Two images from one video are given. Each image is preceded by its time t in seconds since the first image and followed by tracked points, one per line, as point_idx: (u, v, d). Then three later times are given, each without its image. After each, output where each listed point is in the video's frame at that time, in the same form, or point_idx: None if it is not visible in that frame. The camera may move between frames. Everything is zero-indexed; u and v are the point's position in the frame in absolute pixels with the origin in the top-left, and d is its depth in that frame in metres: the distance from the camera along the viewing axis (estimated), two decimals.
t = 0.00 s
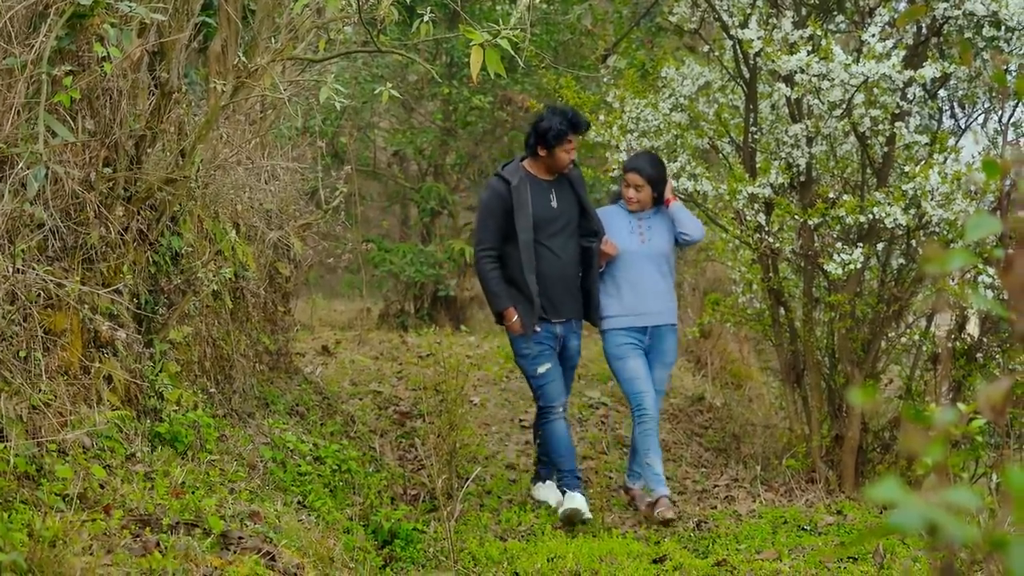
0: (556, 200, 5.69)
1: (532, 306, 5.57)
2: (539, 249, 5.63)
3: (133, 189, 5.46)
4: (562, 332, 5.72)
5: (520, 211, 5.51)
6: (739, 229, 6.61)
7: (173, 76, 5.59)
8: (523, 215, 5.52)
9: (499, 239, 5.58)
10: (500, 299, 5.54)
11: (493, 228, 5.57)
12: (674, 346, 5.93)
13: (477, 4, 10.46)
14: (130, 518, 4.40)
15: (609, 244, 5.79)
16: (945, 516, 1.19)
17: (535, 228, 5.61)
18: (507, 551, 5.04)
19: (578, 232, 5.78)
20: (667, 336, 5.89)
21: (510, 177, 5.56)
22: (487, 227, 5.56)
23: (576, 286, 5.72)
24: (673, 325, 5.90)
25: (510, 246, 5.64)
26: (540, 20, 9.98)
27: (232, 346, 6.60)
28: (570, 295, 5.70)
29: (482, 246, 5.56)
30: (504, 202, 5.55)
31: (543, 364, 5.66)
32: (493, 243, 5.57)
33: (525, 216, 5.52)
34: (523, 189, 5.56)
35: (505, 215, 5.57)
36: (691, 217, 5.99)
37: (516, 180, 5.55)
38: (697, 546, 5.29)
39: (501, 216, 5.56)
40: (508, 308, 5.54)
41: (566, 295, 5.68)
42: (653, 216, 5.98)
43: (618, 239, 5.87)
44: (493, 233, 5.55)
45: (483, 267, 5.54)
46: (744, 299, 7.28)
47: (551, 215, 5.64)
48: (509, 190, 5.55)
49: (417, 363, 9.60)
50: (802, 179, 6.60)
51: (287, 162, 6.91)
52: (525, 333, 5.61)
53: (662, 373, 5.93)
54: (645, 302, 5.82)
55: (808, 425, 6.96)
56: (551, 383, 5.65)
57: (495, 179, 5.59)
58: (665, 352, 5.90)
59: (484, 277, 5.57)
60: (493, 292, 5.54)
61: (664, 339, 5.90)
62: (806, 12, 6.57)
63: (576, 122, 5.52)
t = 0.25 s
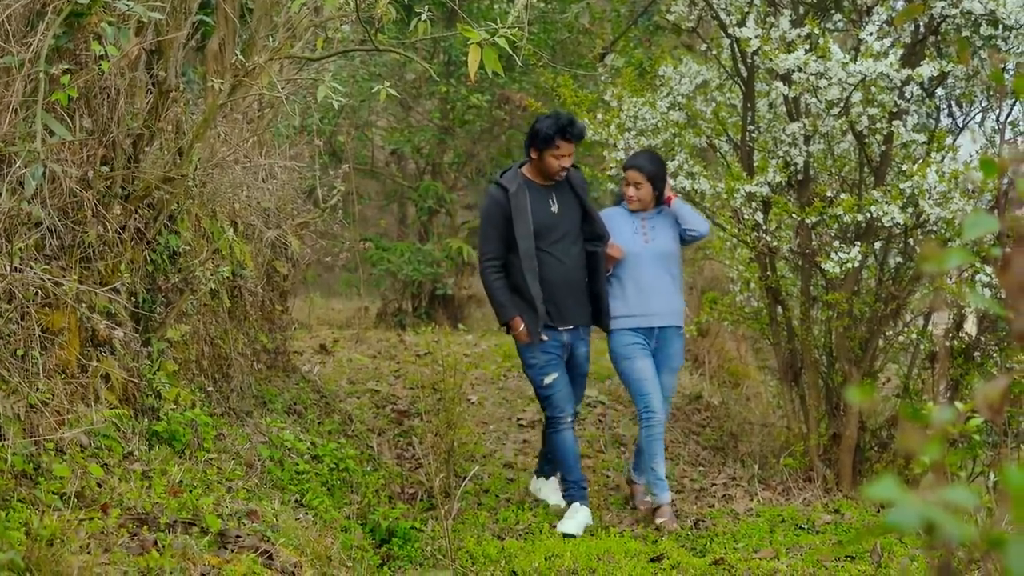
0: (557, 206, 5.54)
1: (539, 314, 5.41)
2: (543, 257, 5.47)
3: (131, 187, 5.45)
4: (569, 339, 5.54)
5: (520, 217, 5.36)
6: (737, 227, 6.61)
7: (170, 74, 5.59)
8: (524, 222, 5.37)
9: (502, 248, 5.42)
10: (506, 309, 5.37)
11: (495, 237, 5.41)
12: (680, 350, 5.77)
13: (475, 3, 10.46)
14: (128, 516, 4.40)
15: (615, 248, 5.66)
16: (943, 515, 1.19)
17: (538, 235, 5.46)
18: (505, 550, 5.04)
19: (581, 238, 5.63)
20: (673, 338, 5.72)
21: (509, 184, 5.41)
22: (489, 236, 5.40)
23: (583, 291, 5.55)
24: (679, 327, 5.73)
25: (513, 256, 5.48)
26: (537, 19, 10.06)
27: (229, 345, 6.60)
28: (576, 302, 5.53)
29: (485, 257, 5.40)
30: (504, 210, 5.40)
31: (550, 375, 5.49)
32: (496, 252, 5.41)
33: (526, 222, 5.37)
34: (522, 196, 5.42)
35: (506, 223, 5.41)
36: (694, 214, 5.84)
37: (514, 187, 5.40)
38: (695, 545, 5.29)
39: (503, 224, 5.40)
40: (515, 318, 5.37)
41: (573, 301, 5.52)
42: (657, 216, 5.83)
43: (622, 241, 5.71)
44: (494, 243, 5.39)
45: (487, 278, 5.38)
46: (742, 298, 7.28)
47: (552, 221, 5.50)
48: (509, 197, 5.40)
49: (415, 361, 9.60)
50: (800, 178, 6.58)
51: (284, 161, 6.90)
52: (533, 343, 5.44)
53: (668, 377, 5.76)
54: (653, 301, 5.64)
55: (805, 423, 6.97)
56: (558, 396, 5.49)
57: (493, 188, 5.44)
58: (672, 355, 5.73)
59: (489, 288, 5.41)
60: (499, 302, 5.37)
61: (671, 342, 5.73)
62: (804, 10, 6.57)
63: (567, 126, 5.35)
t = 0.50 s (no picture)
0: (558, 202, 5.46)
1: (538, 313, 5.33)
2: (543, 254, 5.39)
3: (128, 186, 5.45)
4: (571, 337, 5.46)
5: (519, 214, 5.28)
6: (733, 226, 6.61)
7: (167, 74, 5.57)
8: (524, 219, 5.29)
9: (502, 245, 5.35)
10: (505, 308, 5.30)
11: (495, 235, 5.34)
12: (685, 345, 5.70)
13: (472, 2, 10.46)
14: (125, 516, 4.40)
15: (617, 244, 5.58)
16: (939, 514, 1.19)
17: (538, 232, 5.38)
18: (501, 549, 5.05)
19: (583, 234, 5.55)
20: (678, 335, 5.66)
21: (509, 181, 5.34)
22: (488, 233, 5.33)
23: (584, 289, 5.48)
24: (684, 323, 5.67)
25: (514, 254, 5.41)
26: (534, 18, 10.10)
27: (227, 344, 6.60)
28: (577, 300, 5.44)
29: (485, 254, 5.33)
30: (504, 207, 5.32)
31: (551, 376, 5.43)
32: (496, 250, 5.34)
33: (525, 219, 5.30)
34: (522, 193, 5.34)
35: (506, 220, 5.34)
36: (697, 206, 5.79)
37: (514, 184, 5.32)
38: (692, 544, 5.30)
39: (502, 221, 5.33)
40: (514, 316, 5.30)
41: (574, 300, 5.43)
42: (660, 210, 5.77)
43: (624, 237, 5.65)
44: (494, 240, 5.32)
45: (487, 276, 5.32)
46: (739, 296, 7.28)
47: (553, 218, 5.41)
48: (508, 193, 5.33)
49: (412, 360, 9.60)
50: (797, 176, 6.61)
51: (281, 160, 6.90)
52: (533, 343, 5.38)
53: (676, 374, 5.69)
54: (655, 299, 5.60)
55: (802, 422, 6.97)
56: (559, 397, 5.44)
57: (493, 184, 5.37)
58: (677, 351, 5.67)
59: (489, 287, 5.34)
60: (498, 301, 5.30)
61: (676, 339, 5.67)
62: (801, 9, 6.56)
63: (561, 125, 5.27)
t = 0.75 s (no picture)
0: (560, 196, 5.44)
1: (538, 308, 5.33)
2: (544, 249, 5.38)
3: (124, 185, 5.45)
4: (571, 332, 5.43)
5: (519, 208, 5.28)
6: (730, 225, 6.61)
7: (164, 72, 5.58)
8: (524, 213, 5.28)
9: (502, 240, 5.35)
10: (504, 303, 5.31)
11: (495, 229, 5.34)
12: (690, 338, 5.63)
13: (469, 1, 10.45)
14: (121, 515, 4.40)
15: (618, 239, 5.55)
16: (935, 512, 1.20)
17: (539, 226, 5.37)
18: (498, 548, 5.05)
19: (586, 229, 5.53)
20: (682, 328, 5.60)
21: (510, 175, 5.33)
22: (489, 228, 5.34)
23: (585, 284, 5.47)
24: (687, 316, 5.61)
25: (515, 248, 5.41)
26: (531, 16, 10.09)
27: (223, 343, 6.60)
28: (577, 295, 5.42)
29: (485, 248, 5.34)
30: (505, 201, 5.32)
31: (546, 378, 5.45)
32: (496, 244, 5.35)
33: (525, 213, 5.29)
34: (523, 187, 5.33)
35: (506, 214, 5.34)
36: (703, 201, 5.72)
37: (515, 178, 5.31)
38: (689, 542, 5.30)
39: (503, 215, 5.33)
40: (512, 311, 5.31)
41: (575, 295, 5.42)
42: (665, 204, 5.73)
43: (625, 232, 5.63)
44: (495, 234, 5.33)
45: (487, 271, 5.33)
46: (735, 295, 7.29)
47: (554, 212, 5.40)
48: (509, 187, 5.32)
49: (408, 359, 9.60)
50: (794, 175, 6.58)
51: (278, 159, 6.89)
52: (529, 343, 5.39)
53: (682, 366, 5.60)
54: (656, 294, 5.57)
55: (799, 421, 6.98)
56: (553, 399, 5.45)
57: (495, 177, 5.37)
58: (681, 345, 5.60)
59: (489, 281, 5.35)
60: (497, 296, 5.31)
61: (680, 332, 5.61)
62: (798, 8, 6.56)
63: (564, 117, 5.24)
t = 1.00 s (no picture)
0: (561, 197, 5.40)
1: (537, 309, 5.29)
2: (544, 250, 5.35)
3: (119, 184, 5.45)
4: (568, 334, 5.39)
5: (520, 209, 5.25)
6: (724, 224, 6.62)
7: (158, 71, 5.56)
8: (524, 214, 5.26)
9: (503, 240, 5.33)
10: (504, 304, 5.29)
11: (496, 229, 5.32)
12: (694, 338, 5.53)
13: None
14: (116, 514, 4.40)
15: (620, 240, 5.49)
16: (930, 512, 1.20)
17: (539, 227, 5.34)
18: (493, 547, 5.06)
19: (587, 230, 5.50)
20: (683, 328, 5.52)
21: (511, 174, 5.30)
22: (489, 228, 5.32)
23: (585, 286, 5.43)
24: (688, 316, 5.52)
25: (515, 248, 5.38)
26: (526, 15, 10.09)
27: (218, 342, 6.60)
28: (577, 296, 5.39)
29: (485, 249, 5.32)
30: (505, 201, 5.30)
31: (544, 383, 5.43)
32: (497, 245, 5.33)
33: (525, 214, 5.26)
34: (524, 187, 5.30)
35: (507, 214, 5.32)
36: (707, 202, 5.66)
37: (516, 177, 5.29)
38: (683, 541, 5.30)
39: (503, 215, 5.31)
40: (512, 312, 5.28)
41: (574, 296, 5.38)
42: (668, 205, 5.66)
43: (627, 233, 5.58)
44: (495, 235, 5.31)
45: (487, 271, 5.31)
46: (730, 294, 7.30)
47: (555, 213, 5.36)
48: (510, 187, 5.30)
49: (403, 358, 9.60)
50: (788, 174, 6.59)
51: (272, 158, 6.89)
52: (527, 346, 5.37)
53: (683, 365, 5.51)
54: (657, 295, 5.50)
55: (793, 420, 7.00)
56: (550, 401, 5.43)
57: (495, 177, 5.34)
58: (683, 345, 5.51)
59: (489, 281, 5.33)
60: (497, 296, 5.29)
61: (681, 332, 5.53)
62: (792, 7, 6.58)
63: (567, 113, 5.23)
